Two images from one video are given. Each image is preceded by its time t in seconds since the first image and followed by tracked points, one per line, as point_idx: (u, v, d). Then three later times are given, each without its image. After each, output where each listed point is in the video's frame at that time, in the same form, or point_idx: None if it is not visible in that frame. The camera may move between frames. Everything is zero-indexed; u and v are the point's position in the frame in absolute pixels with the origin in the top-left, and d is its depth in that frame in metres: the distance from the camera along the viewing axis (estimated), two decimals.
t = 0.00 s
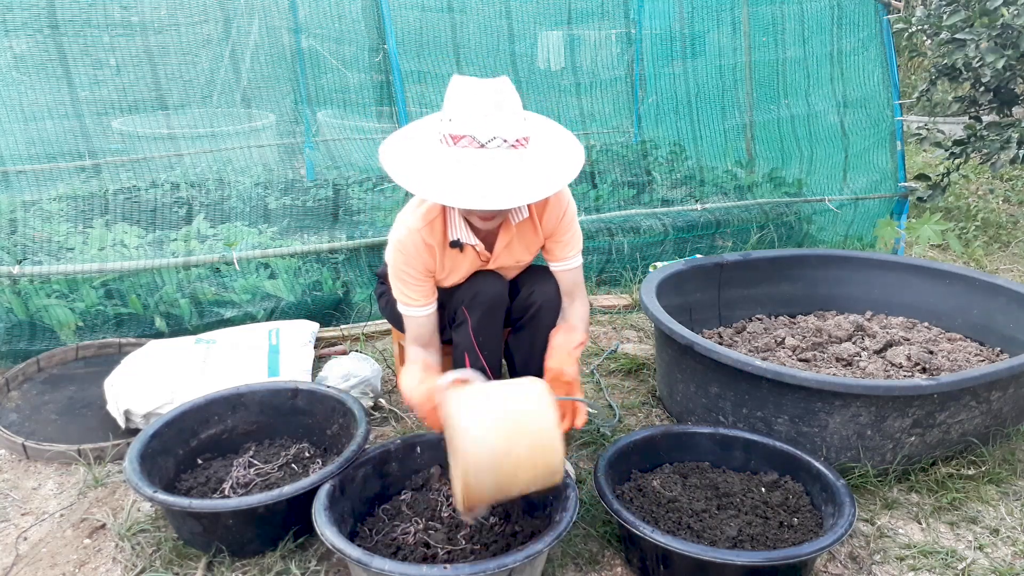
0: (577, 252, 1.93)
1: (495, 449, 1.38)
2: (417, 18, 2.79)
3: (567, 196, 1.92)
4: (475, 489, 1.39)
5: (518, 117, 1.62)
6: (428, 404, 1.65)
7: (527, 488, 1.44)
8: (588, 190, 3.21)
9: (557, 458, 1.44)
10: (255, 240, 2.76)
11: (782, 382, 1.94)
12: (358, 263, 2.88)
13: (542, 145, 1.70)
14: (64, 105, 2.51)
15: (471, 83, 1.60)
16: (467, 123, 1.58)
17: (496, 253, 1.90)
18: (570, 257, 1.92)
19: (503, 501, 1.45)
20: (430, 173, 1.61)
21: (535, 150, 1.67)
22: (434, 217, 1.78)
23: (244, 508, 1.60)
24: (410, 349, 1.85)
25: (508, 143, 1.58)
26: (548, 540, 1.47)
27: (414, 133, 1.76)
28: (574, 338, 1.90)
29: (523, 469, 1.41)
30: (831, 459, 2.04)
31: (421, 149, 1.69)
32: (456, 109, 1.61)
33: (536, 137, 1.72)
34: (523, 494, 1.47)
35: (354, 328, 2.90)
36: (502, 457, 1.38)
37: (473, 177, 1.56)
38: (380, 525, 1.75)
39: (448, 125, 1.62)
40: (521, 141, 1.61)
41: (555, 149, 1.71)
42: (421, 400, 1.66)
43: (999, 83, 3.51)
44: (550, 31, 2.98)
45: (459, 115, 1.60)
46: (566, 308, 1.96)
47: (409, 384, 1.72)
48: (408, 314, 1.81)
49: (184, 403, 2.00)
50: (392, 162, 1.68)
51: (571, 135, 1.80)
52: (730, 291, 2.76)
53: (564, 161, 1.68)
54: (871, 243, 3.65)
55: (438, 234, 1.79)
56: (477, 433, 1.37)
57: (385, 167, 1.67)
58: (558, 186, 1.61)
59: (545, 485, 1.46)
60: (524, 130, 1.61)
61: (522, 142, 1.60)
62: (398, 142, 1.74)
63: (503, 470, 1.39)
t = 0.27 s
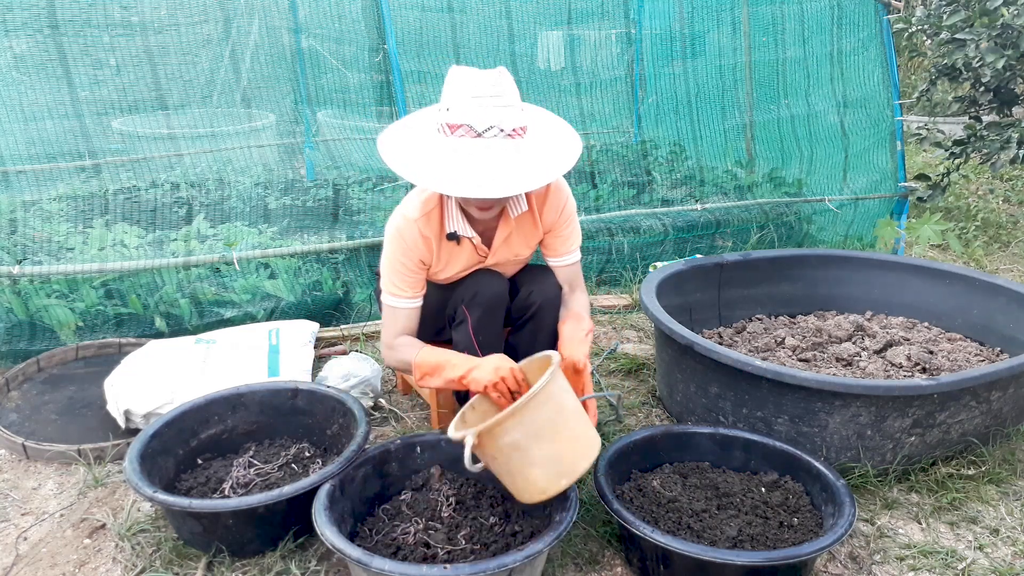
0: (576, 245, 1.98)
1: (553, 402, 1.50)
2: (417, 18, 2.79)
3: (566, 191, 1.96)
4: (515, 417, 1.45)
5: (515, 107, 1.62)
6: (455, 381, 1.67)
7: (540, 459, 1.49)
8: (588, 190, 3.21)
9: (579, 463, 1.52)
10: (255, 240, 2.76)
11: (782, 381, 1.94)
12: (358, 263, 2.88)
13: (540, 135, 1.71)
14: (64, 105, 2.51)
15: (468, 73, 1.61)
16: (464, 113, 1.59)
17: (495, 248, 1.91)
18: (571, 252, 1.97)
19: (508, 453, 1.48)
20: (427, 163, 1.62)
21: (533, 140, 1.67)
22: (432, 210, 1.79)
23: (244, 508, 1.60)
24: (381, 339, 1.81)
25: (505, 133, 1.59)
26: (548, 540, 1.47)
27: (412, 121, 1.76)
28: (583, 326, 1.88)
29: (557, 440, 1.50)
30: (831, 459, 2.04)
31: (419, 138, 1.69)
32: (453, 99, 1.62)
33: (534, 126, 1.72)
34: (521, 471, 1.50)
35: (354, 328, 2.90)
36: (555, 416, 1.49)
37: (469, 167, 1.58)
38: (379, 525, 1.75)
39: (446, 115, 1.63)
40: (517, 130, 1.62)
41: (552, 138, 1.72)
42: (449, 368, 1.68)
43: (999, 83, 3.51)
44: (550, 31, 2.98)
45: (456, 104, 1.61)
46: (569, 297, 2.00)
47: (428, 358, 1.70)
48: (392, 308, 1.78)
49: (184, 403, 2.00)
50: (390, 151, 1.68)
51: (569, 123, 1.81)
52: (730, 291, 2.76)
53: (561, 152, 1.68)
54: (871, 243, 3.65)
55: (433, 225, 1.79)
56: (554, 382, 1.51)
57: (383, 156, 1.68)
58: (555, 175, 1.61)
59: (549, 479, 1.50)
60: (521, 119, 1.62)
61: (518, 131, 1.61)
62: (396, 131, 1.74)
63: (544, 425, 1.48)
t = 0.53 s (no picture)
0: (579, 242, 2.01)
1: (602, 391, 1.52)
2: (417, 19, 2.79)
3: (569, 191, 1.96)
4: (571, 389, 1.46)
5: (516, 117, 1.61)
6: (479, 371, 1.67)
7: (578, 440, 1.49)
8: (588, 190, 3.21)
9: (606, 456, 1.54)
10: (255, 240, 2.76)
11: (782, 382, 1.94)
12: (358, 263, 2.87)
13: (542, 143, 1.70)
14: (64, 105, 2.51)
15: (468, 83, 1.60)
16: (463, 126, 1.59)
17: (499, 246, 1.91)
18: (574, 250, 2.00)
19: (550, 425, 1.47)
20: (426, 174, 1.63)
21: (534, 149, 1.66)
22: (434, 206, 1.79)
23: (244, 508, 1.60)
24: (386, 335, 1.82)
25: (502, 148, 1.59)
26: (548, 540, 1.47)
27: (416, 121, 1.75)
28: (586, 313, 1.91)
29: (597, 427, 1.51)
30: (831, 459, 2.04)
31: (421, 143, 1.69)
32: (454, 108, 1.62)
33: (537, 133, 1.72)
34: (554, 447, 1.49)
35: (354, 328, 2.90)
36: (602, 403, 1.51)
37: (466, 182, 1.58)
38: (379, 525, 1.75)
39: (446, 124, 1.63)
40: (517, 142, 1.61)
41: (554, 146, 1.71)
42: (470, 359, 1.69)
43: (999, 83, 3.51)
44: (550, 31, 2.98)
45: (456, 115, 1.61)
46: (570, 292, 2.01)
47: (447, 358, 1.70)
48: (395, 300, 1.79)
49: (184, 403, 2.00)
50: (391, 156, 1.69)
51: (575, 127, 1.79)
52: (730, 291, 2.76)
53: (562, 159, 1.69)
54: (871, 243, 3.65)
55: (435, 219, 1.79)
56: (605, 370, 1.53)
57: (384, 163, 1.69)
58: (553, 190, 1.62)
59: (576, 462, 1.50)
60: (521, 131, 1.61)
61: (517, 144, 1.61)
62: (399, 133, 1.74)
63: (591, 408, 1.49)
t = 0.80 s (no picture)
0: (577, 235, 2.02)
1: (610, 378, 1.53)
2: (417, 18, 2.79)
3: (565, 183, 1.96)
4: (579, 373, 1.47)
5: (511, 103, 1.63)
6: (489, 360, 1.69)
7: (585, 427, 1.50)
8: (588, 190, 3.21)
9: (614, 446, 1.53)
10: (255, 240, 2.76)
11: (782, 381, 1.94)
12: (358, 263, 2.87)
13: (538, 127, 1.70)
14: (64, 105, 2.51)
15: (461, 72, 1.61)
16: (461, 114, 1.59)
17: (498, 239, 1.91)
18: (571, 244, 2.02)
19: (560, 410, 1.48)
20: (428, 165, 1.62)
21: (531, 133, 1.67)
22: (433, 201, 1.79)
23: (244, 508, 1.60)
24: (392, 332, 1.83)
25: (502, 131, 1.60)
26: (548, 540, 1.47)
27: (410, 119, 1.75)
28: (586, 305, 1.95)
29: (605, 414, 1.51)
30: (831, 459, 2.04)
31: (418, 138, 1.69)
32: (449, 99, 1.62)
33: (531, 118, 1.72)
34: (562, 432, 1.49)
35: (354, 328, 2.90)
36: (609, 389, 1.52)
37: (470, 169, 1.58)
38: (379, 525, 1.75)
39: (442, 116, 1.63)
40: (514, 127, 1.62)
41: (551, 128, 1.71)
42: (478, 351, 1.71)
43: (999, 83, 3.51)
44: (550, 31, 2.98)
45: (452, 105, 1.61)
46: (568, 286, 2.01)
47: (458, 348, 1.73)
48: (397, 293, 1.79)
49: (184, 403, 2.00)
50: (390, 153, 1.68)
51: (567, 108, 1.80)
52: (730, 291, 2.76)
53: (560, 139, 1.69)
54: (871, 243, 3.65)
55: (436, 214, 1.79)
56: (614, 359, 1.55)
57: (383, 160, 1.68)
58: (555, 169, 1.62)
59: (585, 448, 1.50)
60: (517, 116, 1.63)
61: (515, 128, 1.62)
62: (394, 132, 1.74)
63: (598, 395, 1.50)
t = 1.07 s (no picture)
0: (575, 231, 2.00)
1: (557, 378, 1.49)
2: (417, 18, 2.79)
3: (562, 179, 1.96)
4: (513, 378, 1.46)
5: (511, 101, 1.63)
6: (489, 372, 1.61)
7: (538, 427, 1.47)
8: (588, 190, 3.21)
9: (572, 445, 1.48)
10: (255, 240, 2.76)
11: (782, 381, 1.94)
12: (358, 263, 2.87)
13: (537, 125, 1.71)
14: (64, 105, 2.51)
15: (460, 71, 1.61)
16: (462, 113, 1.59)
17: (499, 239, 1.91)
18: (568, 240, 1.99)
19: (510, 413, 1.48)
20: (430, 165, 1.62)
21: (531, 132, 1.67)
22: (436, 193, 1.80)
23: (244, 508, 1.60)
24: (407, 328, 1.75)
25: (504, 129, 1.60)
26: (548, 540, 1.47)
27: (409, 120, 1.76)
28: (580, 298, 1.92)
29: (562, 413, 1.48)
30: (831, 459, 2.04)
31: (418, 138, 1.69)
32: (449, 98, 1.62)
33: (531, 116, 1.73)
34: (513, 437, 1.49)
35: (354, 328, 2.90)
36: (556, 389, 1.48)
37: (472, 168, 1.58)
38: (379, 525, 1.75)
39: (443, 115, 1.63)
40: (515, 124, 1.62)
41: (550, 126, 1.72)
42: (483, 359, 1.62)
43: (999, 83, 3.51)
44: (550, 31, 2.98)
45: (452, 105, 1.61)
46: (566, 284, 2.00)
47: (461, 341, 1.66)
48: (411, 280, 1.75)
49: (184, 403, 2.00)
50: (391, 153, 1.68)
51: (565, 107, 1.81)
52: (730, 291, 2.76)
53: (560, 138, 1.70)
54: (871, 243, 3.65)
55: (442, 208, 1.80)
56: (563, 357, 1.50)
57: (385, 161, 1.68)
58: (557, 167, 1.62)
59: (538, 450, 1.48)
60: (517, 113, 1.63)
61: (517, 125, 1.62)
62: (395, 133, 1.74)
63: (542, 397, 1.47)
